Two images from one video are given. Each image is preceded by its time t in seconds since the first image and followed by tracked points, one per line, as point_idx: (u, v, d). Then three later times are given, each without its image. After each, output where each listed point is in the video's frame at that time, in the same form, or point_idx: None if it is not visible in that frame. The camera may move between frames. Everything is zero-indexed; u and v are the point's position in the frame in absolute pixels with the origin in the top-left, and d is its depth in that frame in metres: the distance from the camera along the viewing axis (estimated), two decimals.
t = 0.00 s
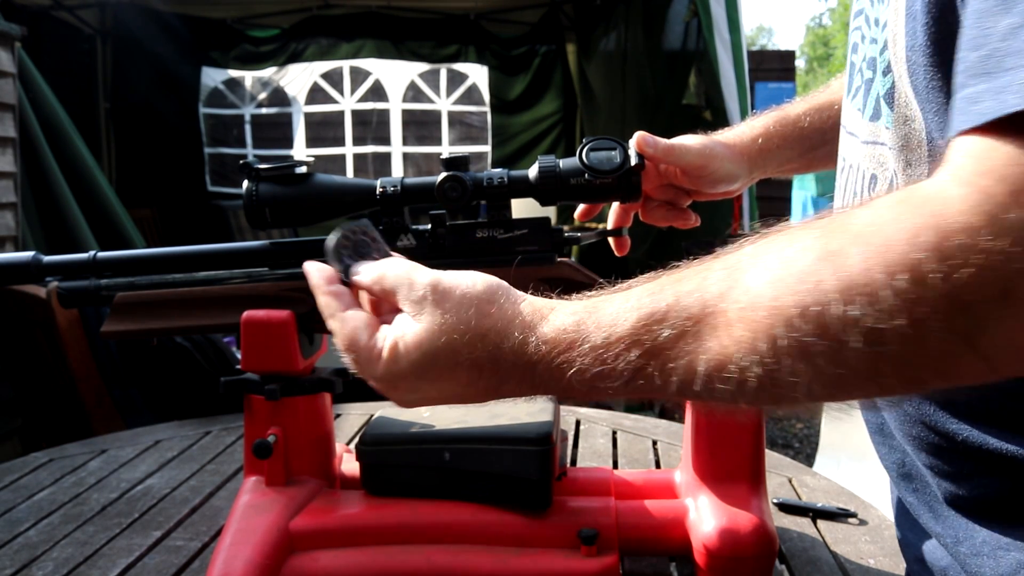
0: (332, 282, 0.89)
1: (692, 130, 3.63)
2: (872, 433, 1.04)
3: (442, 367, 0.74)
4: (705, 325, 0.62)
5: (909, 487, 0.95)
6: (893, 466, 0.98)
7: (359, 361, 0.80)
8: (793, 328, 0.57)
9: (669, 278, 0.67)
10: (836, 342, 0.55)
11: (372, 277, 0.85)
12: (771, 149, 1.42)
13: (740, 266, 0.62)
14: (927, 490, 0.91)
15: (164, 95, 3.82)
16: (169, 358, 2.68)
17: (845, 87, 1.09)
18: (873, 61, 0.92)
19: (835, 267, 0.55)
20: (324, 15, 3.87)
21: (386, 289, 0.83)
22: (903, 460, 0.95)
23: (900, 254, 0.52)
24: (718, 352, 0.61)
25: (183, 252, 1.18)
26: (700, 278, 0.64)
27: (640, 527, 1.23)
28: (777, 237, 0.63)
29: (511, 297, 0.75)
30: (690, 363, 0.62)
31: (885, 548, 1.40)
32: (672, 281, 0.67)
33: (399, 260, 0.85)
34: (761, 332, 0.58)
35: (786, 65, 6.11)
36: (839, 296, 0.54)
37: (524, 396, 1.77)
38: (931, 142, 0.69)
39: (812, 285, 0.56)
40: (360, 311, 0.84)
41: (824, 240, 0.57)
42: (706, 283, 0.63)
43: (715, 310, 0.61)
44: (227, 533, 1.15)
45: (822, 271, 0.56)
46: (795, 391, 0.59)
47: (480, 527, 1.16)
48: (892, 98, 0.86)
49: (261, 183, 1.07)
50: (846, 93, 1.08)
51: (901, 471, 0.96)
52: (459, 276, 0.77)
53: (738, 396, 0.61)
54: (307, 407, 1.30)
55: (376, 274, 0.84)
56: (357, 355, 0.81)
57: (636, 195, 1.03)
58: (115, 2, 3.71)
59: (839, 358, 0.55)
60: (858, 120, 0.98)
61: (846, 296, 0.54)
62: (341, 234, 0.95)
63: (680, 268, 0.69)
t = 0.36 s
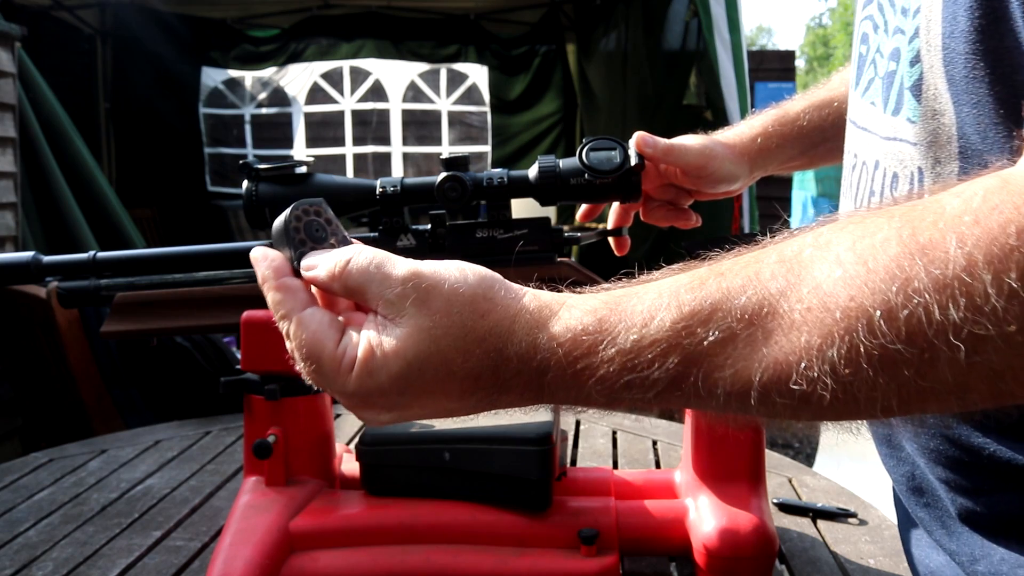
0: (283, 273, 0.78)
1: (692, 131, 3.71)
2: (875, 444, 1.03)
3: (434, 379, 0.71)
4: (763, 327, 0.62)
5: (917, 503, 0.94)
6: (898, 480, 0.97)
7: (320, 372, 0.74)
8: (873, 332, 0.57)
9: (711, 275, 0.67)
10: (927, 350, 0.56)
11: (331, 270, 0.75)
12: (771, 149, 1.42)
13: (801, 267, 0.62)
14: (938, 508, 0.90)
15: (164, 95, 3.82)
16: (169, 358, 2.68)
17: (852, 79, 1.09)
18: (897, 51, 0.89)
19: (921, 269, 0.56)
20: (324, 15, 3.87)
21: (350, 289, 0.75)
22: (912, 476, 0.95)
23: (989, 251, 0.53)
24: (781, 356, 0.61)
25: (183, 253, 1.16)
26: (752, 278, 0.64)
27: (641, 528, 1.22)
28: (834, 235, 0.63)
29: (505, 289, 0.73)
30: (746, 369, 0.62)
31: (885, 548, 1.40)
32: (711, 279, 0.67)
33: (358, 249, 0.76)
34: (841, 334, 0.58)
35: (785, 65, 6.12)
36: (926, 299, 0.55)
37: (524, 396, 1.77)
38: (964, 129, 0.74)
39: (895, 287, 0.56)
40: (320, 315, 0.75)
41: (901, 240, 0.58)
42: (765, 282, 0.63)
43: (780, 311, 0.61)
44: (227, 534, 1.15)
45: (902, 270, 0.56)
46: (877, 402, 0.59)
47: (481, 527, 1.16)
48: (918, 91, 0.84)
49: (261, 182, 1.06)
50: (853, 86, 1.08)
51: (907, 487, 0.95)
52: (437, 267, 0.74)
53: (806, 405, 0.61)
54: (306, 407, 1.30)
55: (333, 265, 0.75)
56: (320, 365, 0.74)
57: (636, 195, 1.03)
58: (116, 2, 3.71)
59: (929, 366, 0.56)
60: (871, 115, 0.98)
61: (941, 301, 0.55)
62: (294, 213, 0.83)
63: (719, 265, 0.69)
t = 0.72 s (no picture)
0: (286, 270, 0.78)
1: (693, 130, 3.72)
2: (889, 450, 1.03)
3: (439, 383, 0.71)
4: (773, 337, 0.62)
5: (933, 510, 0.94)
6: (911, 487, 0.97)
7: (320, 375, 0.74)
8: (888, 346, 0.57)
9: (721, 282, 0.67)
10: (941, 365, 0.56)
11: (334, 263, 0.74)
12: (771, 148, 1.42)
13: (815, 276, 0.62)
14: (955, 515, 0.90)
15: (164, 95, 3.82)
16: (169, 358, 2.68)
17: (868, 76, 1.08)
18: (918, 48, 0.88)
19: (938, 282, 0.56)
20: (324, 14, 3.87)
21: (351, 282, 0.74)
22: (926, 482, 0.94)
23: (1008, 265, 0.53)
24: (791, 370, 0.61)
25: (183, 253, 1.16)
26: (763, 286, 0.64)
27: (640, 527, 1.23)
28: (849, 243, 0.63)
29: (509, 292, 0.72)
30: (754, 382, 0.62)
31: (884, 548, 1.40)
32: (721, 286, 0.66)
33: (362, 241, 0.75)
34: (854, 347, 0.58)
35: (785, 65, 6.13)
36: (943, 313, 0.55)
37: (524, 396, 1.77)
38: (988, 128, 0.72)
39: (911, 300, 0.56)
40: (320, 311, 0.75)
41: (917, 251, 0.58)
42: (776, 291, 0.63)
43: (790, 322, 0.61)
44: (226, 533, 1.14)
45: (921, 284, 0.56)
46: (888, 414, 0.59)
47: (480, 527, 1.16)
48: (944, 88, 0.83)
49: (261, 183, 1.07)
50: (869, 83, 1.07)
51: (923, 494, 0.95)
52: (441, 266, 0.73)
53: (815, 418, 0.62)
54: (306, 408, 1.30)
55: (338, 257, 0.74)
56: (320, 367, 0.74)
57: (636, 195, 1.03)
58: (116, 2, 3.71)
59: (942, 380, 0.57)
60: (889, 113, 0.97)
61: (956, 315, 0.55)
62: (306, 204, 0.82)
63: (728, 271, 0.69)
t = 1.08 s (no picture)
0: (297, 272, 0.75)
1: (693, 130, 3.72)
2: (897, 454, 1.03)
3: (450, 392, 0.71)
4: (785, 348, 0.62)
5: (944, 515, 0.94)
6: (921, 492, 0.97)
7: (329, 377, 0.72)
8: (901, 356, 0.57)
9: (732, 291, 0.67)
10: (955, 375, 0.57)
11: (344, 272, 0.72)
12: (770, 148, 1.42)
13: (827, 285, 0.62)
14: (966, 521, 0.90)
15: (163, 95, 3.82)
16: (169, 358, 2.68)
17: (874, 79, 1.08)
18: (928, 50, 0.87)
19: (953, 293, 0.56)
20: (324, 15, 3.87)
21: (361, 291, 0.72)
22: (936, 488, 0.94)
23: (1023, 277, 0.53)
24: (804, 380, 0.61)
25: (183, 253, 1.16)
26: (775, 295, 0.64)
27: (641, 528, 1.22)
28: (861, 252, 0.63)
29: (519, 301, 0.72)
30: (767, 392, 0.63)
31: (884, 548, 1.40)
32: (731, 294, 0.66)
33: (373, 250, 0.73)
34: (868, 358, 0.58)
35: (785, 65, 6.13)
36: (957, 324, 0.56)
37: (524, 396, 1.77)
38: (1004, 132, 0.72)
39: (925, 312, 0.57)
40: (332, 314, 0.73)
41: (931, 260, 0.57)
42: (787, 300, 0.63)
43: (802, 332, 0.61)
44: (226, 533, 1.14)
45: (935, 295, 0.56)
46: (901, 423, 0.60)
47: (480, 527, 1.16)
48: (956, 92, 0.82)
49: (261, 183, 1.07)
50: (875, 86, 1.07)
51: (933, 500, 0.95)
52: (449, 273, 0.72)
53: (827, 427, 0.62)
54: (306, 408, 1.30)
55: (345, 268, 0.72)
56: (329, 370, 0.72)
57: (636, 195, 1.03)
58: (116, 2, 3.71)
59: (955, 390, 0.57)
60: (899, 116, 0.96)
61: (970, 327, 0.55)
62: (316, 206, 0.77)
63: (740, 280, 0.68)
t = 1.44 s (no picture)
0: (305, 281, 0.75)
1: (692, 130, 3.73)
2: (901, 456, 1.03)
3: (453, 398, 0.71)
4: (788, 355, 0.62)
5: (947, 518, 0.94)
6: (925, 495, 0.97)
7: (336, 386, 0.73)
8: (904, 363, 0.58)
9: (735, 297, 0.66)
10: (958, 381, 0.57)
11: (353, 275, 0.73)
12: (771, 149, 1.43)
13: (829, 292, 0.62)
14: (969, 524, 0.90)
15: (163, 95, 3.82)
16: (169, 359, 2.68)
17: (876, 81, 1.08)
18: (931, 53, 0.87)
19: (956, 299, 0.56)
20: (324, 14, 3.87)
21: (369, 295, 0.73)
22: (939, 490, 0.94)
23: None
24: (807, 387, 0.61)
25: (183, 253, 1.16)
26: (778, 301, 0.64)
27: (642, 528, 1.23)
28: (863, 258, 0.63)
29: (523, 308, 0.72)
30: (770, 399, 0.63)
31: (884, 548, 1.40)
32: (734, 301, 0.66)
33: (378, 254, 0.74)
34: (871, 364, 0.58)
35: (785, 65, 6.13)
36: (959, 330, 0.56)
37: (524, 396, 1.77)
38: (1006, 134, 0.72)
39: (927, 318, 0.57)
40: (339, 322, 0.74)
41: (932, 267, 0.57)
42: (790, 307, 0.63)
43: (805, 339, 0.61)
44: (227, 533, 1.14)
45: (937, 301, 0.56)
46: (904, 429, 0.60)
47: (481, 527, 1.16)
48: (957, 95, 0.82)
49: (261, 183, 1.07)
50: (876, 88, 1.07)
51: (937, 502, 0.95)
52: (458, 282, 0.72)
53: (830, 434, 0.62)
54: (306, 408, 1.30)
55: (354, 270, 0.73)
56: (337, 379, 0.73)
57: (636, 195, 1.03)
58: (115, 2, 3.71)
59: (958, 396, 0.57)
60: (901, 118, 0.96)
61: (972, 333, 0.55)
62: (323, 217, 0.79)
63: (743, 286, 0.68)
